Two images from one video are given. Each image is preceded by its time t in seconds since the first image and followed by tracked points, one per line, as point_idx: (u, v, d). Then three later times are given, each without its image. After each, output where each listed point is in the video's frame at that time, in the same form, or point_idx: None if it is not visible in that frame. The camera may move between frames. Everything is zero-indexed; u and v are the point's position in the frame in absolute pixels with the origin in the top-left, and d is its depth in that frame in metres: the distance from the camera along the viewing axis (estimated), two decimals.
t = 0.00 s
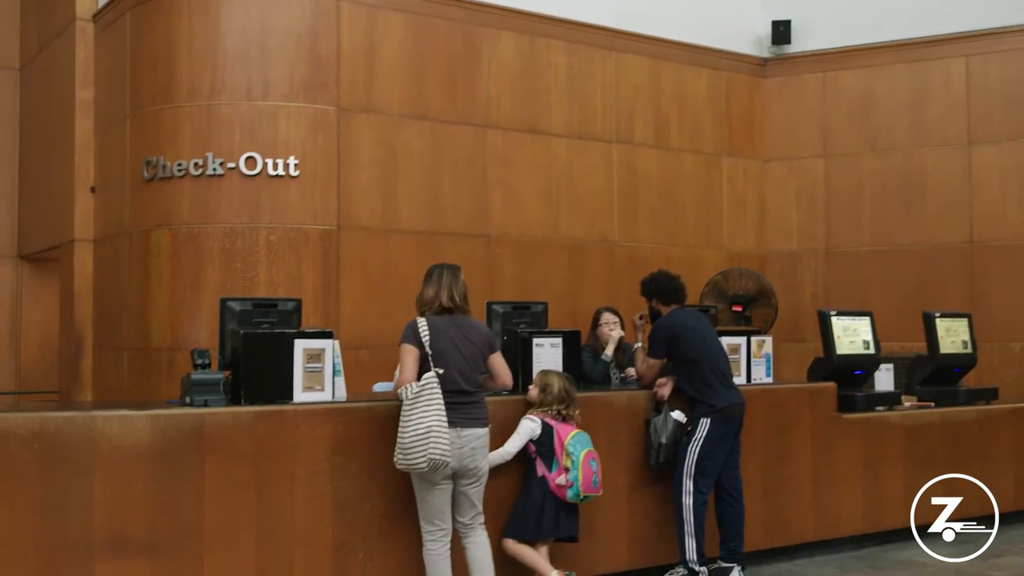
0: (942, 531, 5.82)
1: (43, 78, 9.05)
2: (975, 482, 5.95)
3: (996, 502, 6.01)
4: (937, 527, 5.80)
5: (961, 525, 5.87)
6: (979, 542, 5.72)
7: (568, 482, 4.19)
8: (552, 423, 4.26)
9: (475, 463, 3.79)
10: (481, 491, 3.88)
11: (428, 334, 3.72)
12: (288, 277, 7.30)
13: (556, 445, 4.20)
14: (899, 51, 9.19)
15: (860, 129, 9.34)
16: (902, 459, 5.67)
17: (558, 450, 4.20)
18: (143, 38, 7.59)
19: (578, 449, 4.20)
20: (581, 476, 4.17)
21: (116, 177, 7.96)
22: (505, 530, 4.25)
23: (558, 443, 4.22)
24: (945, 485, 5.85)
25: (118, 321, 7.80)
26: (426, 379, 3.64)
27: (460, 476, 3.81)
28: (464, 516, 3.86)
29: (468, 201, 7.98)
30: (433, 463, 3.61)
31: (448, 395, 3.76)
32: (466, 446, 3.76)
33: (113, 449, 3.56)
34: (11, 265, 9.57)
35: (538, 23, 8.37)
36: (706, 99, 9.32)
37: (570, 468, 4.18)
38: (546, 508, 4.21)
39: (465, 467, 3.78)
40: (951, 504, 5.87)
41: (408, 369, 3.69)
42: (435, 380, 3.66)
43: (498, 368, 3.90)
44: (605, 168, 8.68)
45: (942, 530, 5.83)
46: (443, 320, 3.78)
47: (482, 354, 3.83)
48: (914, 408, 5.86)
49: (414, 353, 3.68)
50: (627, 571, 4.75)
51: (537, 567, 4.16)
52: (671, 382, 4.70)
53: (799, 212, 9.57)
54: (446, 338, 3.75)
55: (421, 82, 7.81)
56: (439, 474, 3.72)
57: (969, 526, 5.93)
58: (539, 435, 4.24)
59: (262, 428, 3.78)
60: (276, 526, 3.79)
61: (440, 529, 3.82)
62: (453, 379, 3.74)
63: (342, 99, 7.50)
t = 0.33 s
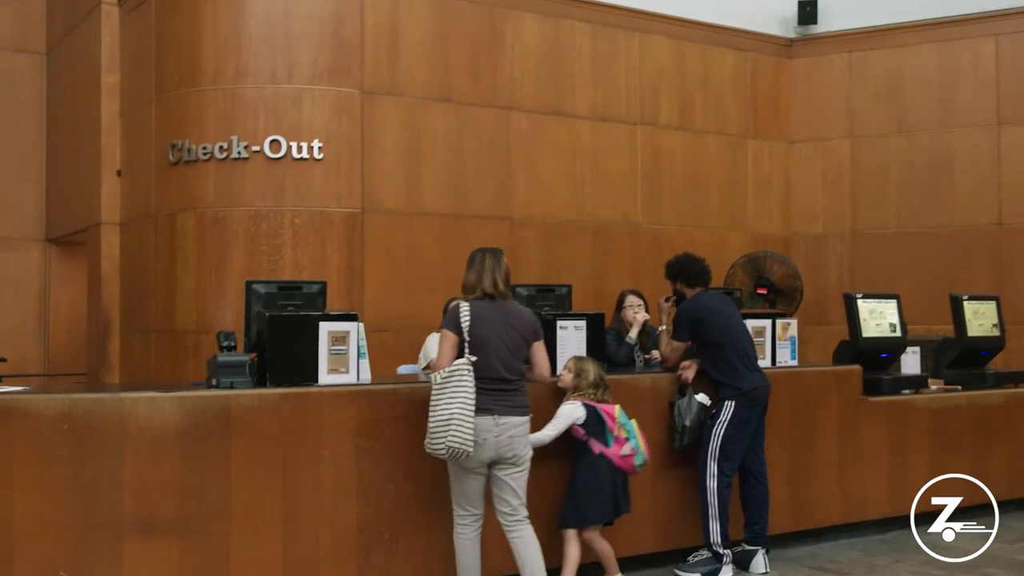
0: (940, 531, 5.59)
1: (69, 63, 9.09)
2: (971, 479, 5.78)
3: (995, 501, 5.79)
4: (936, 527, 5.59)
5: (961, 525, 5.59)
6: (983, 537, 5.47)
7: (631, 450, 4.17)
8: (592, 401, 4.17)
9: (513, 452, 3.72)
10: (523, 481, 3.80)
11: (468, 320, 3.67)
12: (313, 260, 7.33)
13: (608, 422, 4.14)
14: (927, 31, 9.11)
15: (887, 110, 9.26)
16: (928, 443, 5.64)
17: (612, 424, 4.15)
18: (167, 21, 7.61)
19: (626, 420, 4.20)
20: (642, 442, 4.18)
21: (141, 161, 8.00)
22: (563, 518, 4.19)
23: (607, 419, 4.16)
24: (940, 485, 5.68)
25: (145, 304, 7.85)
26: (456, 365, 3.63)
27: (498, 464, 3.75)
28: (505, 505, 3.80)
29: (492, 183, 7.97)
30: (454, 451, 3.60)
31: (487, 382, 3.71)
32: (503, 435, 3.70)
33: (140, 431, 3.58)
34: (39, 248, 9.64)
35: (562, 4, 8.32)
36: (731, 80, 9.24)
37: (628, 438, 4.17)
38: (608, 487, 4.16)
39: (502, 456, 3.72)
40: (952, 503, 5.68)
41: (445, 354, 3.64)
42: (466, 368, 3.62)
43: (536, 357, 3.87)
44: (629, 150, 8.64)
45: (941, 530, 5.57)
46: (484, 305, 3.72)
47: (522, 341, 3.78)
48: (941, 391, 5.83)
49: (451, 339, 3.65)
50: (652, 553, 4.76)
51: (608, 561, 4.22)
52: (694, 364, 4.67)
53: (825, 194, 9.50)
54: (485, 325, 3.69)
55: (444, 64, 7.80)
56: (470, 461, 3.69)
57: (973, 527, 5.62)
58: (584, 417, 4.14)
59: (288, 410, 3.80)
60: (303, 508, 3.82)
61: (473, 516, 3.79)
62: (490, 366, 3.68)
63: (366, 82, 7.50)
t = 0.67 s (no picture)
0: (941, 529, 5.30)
1: (88, 50, 9.12)
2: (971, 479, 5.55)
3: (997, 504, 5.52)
4: (938, 526, 5.31)
5: (961, 523, 5.27)
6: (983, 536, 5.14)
7: (668, 436, 4.15)
8: (636, 377, 4.15)
9: (561, 438, 3.56)
10: (565, 474, 3.62)
11: (518, 301, 3.53)
12: (331, 246, 7.35)
13: (651, 402, 4.11)
14: (949, 15, 9.05)
15: (908, 95, 9.21)
16: (948, 431, 5.62)
17: (653, 407, 4.12)
18: (185, 7, 7.61)
19: (665, 403, 4.19)
20: (679, 425, 4.18)
21: (160, 147, 8.03)
22: (598, 494, 4.16)
23: (649, 399, 4.13)
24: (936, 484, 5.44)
25: (164, 291, 7.89)
26: (505, 344, 3.47)
27: (543, 453, 3.56)
28: (544, 499, 3.59)
29: (509, 169, 7.96)
30: (503, 429, 3.39)
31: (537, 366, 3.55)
32: (553, 421, 3.53)
33: (160, 417, 3.60)
34: (60, 235, 9.69)
35: None
36: (750, 65, 9.18)
37: (667, 422, 4.16)
38: (645, 468, 4.13)
39: (549, 443, 3.54)
40: (952, 502, 5.50)
41: (494, 336, 3.52)
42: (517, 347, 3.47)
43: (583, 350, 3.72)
44: (647, 136, 8.61)
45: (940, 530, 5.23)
46: (534, 290, 3.59)
47: (573, 329, 3.64)
48: (961, 378, 5.80)
49: (501, 321, 3.50)
50: (671, 540, 4.76)
51: (638, 543, 4.18)
52: (713, 351, 4.67)
53: (844, 179, 9.44)
54: (536, 307, 3.55)
55: (462, 50, 7.79)
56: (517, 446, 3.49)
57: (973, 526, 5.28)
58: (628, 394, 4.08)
59: (307, 396, 3.81)
60: (322, 494, 3.84)
61: (508, 510, 3.57)
62: (542, 349, 3.53)
63: (383, 69, 7.50)
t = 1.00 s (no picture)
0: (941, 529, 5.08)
1: (104, 39, 9.15)
2: (968, 479, 5.44)
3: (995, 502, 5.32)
4: (938, 527, 5.09)
5: (963, 524, 5.04)
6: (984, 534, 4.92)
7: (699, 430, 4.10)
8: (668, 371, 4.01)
9: (589, 428, 3.48)
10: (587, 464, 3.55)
11: (551, 285, 3.41)
12: (346, 234, 7.36)
13: (686, 396, 4.03)
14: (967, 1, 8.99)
15: (926, 82, 9.15)
16: (964, 420, 5.59)
17: (687, 400, 4.04)
18: None
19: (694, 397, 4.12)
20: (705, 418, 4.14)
21: (175, 136, 8.04)
22: (633, 492, 4.00)
23: (682, 394, 4.03)
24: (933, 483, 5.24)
25: (181, 280, 7.92)
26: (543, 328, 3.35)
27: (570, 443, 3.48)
28: (567, 490, 3.51)
29: (524, 157, 7.95)
30: (546, 417, 3.28)
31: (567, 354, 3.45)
32: (585, 410, 3.45)
33: (177, 405, 3.61)
34: (77, 224, 9.73)
35: None
36: (766, 52, 9.14)
37: (697, 416, 4.10)
38: (678, 460, 4.04)
39: (578, 433, 3.46)
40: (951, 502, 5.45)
41: (524, 321, 3.36)
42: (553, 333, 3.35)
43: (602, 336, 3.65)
44: (662, 124, 8.58)
45: (941, 530, 5.00)
46: (563, 274, 3.48)
47: (599, 315, 3.55)
48: (979, 367, 5.78)
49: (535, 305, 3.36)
50: (685, 528, 4.76)
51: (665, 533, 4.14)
52: (728, 340, 4.65)
53: (861, 168, 9.39)
54: (568, 292, 3.44)
55: (477, 38, 7.77)
56: (552, 436, 3.38)
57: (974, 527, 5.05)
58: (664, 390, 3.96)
59: (322, 384, 3.83)
60: (337, 481, 3.85)
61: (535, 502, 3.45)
62: (574, 335, 3.43)
63: (398, 57, 7.50)
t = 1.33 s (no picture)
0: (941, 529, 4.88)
1: (116, 30, 9.16)
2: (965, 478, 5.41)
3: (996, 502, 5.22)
4: (938, 527, 4.89)
5: (964, 524, 4.84)
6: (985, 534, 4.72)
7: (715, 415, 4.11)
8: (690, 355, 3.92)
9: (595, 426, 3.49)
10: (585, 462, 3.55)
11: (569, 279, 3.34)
12: (356, 225, 7.36)
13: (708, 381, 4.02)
14: None
15: (939, 72, 9.11)
16: (976, 412, 5.56)
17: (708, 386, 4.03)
18: None
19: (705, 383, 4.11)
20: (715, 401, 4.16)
21: (187, 128, 8.06)
22: (679, 487, 3.89)
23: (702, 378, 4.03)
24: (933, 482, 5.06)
25: (192, 271, 7.94)
26: (567, 326, 3.29)
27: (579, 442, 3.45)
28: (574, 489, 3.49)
29: (534, 149, 7.94)
30: (581, 417, 3.27)
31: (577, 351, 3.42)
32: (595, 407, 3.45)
33: (189, 395, 3.63)
34: (90, 216, 9.76)
35: None
36: (778, 43, 9.10)
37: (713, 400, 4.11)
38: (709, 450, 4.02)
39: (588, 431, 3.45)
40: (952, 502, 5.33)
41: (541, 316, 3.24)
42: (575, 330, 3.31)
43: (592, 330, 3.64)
44: (673, 114, 8.56)
45: (941, 530, 4.82)
46: (575, 268, 3.43)
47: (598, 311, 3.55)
48: (992, 359, 5.74)
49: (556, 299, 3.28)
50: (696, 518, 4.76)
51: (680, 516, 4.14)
52: (740, 331, 4.64)
53: (873, 159, 9.36)
54: (581, 286, 3.40)
55: (487, 29, 7.76)
56: (576, 435, 3.35)
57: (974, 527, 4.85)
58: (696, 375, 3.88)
59: (333, 375, 3.84)
60: (347, 471, 3.86)
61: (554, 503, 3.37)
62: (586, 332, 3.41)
63: (409, 48, 7.49)
